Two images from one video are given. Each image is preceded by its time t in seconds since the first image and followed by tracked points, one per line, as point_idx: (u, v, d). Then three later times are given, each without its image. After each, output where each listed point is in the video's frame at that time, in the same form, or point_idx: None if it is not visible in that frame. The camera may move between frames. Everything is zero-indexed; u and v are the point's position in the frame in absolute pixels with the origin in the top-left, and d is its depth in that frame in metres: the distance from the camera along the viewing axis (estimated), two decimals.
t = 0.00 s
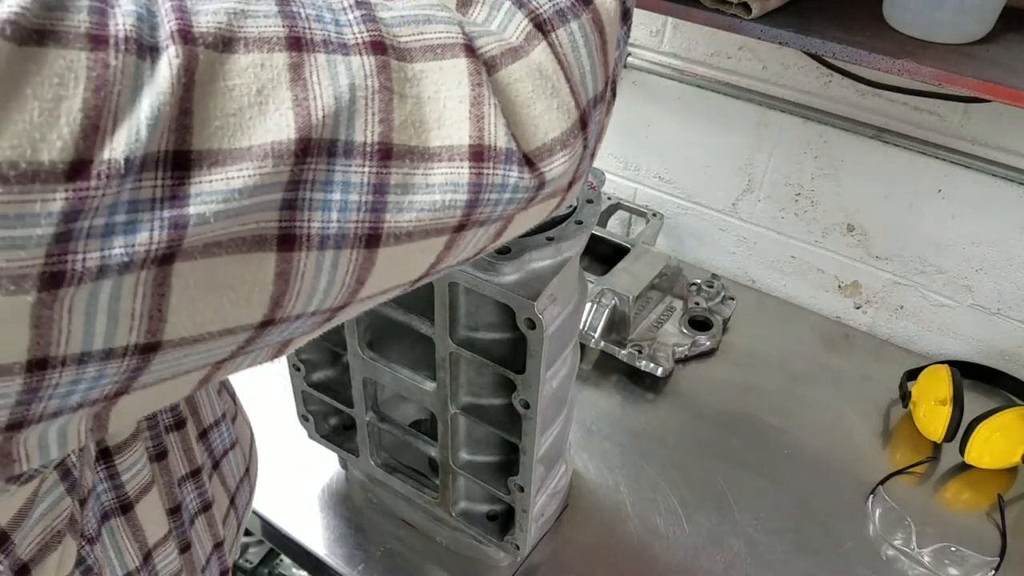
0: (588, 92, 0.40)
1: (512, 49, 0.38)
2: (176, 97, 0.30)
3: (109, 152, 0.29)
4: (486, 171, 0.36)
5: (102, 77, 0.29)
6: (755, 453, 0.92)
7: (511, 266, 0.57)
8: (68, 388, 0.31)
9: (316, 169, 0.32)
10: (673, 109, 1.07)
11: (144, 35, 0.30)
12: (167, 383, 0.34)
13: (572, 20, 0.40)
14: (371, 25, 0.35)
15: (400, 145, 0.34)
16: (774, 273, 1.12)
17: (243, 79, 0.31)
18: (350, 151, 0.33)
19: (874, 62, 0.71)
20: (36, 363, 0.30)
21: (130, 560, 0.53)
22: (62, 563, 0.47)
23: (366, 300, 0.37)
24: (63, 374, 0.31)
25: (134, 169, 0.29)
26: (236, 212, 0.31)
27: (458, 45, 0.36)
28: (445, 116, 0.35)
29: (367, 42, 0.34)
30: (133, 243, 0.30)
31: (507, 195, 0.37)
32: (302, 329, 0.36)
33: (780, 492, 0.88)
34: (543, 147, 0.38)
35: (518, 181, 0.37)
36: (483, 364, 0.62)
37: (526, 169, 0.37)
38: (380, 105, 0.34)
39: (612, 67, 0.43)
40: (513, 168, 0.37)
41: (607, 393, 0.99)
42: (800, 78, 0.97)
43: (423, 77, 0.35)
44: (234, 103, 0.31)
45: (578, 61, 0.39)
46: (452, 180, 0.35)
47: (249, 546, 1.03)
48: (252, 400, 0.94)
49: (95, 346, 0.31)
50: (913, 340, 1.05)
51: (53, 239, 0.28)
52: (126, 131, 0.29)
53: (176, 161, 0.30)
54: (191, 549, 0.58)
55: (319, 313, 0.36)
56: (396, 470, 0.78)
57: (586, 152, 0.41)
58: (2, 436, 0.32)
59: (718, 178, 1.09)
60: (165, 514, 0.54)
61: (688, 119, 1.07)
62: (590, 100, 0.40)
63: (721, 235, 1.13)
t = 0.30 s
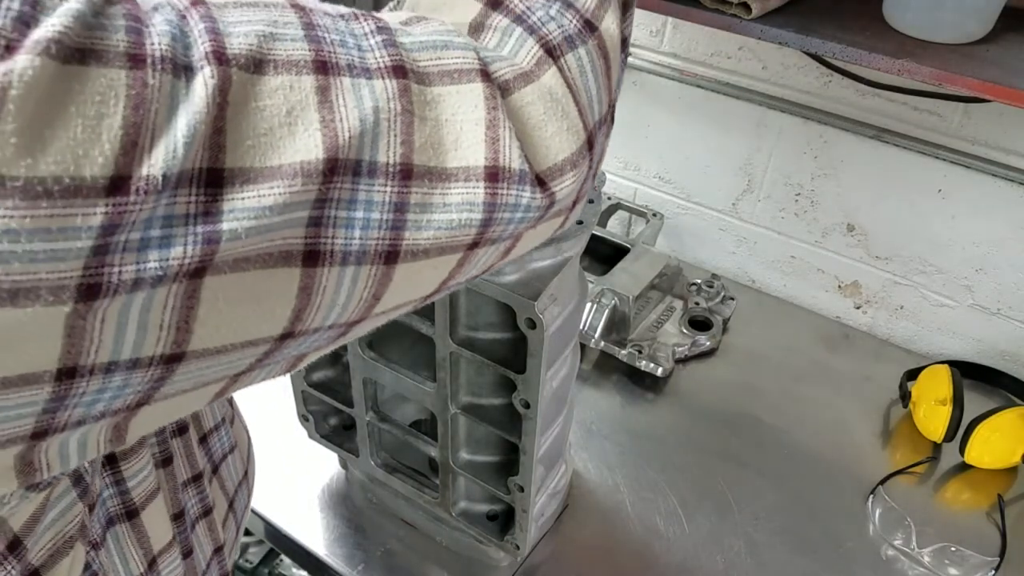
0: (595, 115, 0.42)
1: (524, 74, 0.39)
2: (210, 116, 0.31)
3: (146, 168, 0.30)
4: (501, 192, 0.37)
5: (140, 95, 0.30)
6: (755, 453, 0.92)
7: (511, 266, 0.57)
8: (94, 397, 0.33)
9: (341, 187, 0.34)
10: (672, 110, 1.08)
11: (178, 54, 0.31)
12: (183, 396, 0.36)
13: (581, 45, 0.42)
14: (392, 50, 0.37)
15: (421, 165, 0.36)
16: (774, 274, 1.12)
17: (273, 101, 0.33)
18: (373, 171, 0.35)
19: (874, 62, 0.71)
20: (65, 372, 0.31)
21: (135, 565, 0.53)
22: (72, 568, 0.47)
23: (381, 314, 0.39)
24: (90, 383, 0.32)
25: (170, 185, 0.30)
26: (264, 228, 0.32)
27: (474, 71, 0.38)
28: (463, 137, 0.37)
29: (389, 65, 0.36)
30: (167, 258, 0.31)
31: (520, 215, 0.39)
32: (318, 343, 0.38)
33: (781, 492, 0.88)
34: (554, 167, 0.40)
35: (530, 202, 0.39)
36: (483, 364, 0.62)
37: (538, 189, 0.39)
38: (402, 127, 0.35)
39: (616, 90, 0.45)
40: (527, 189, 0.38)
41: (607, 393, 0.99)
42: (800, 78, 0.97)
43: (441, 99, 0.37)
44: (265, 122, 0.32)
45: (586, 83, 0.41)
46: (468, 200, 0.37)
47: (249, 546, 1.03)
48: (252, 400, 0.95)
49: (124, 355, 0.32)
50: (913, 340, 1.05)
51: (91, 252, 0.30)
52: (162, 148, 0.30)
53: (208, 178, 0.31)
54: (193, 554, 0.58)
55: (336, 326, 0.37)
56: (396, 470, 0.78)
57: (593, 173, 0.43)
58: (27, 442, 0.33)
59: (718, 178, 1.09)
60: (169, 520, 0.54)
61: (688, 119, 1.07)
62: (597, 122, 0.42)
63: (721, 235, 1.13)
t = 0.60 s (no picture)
0: (597, 163, 0.44)
1: (535, 121, 0.41)
2: (226, 135, 0.32)
3: (157, 178, 0.31)
4: (508, 231, 0.39)
5: (157, 109, 0.31)
6: (757, 454, 0.92)
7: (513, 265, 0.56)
8: (90, 401, 0.33)
9: (350, 216, 0.35)
10: (673, 108, 1.07)
11: (199, 74, 0.32)
12: (184, 414, 0.37)
13: (585, 97, 0.44)
14: (411, 90, 0.38)
15: (430, 200, 0.37)
16: (775, 274, 1.11)
17: (289, 126, 0.34)
18: (384, 203, 0.36)
19: (876, 61, 0.70)
20: (64, 374, 0.32)
21: (122, 568, 0.52)
22: (61, 569, 0.47)
23: (385, 349, 0.40)
24: (87, 387, 0.33)
25: (180, 198, 0.31)
26: (269, 248, 0.33)
27: (490, 113, 0.39)
28: (473, 176, 0.38)
29: (407, 103, 0.37)
30: (171, 269, 0.32)
31: (525, 255, 0.40)
32: (320, 373, 0.39)
33: (782, 493, 0.87)
34: (562, 212, 0.41)
35: (536, 242, 0.40)
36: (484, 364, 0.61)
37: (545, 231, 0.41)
38: (415, 162, 0.37)
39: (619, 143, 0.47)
40: (532, 230, 0.40)
41: (607, 394, 0.98)
42: (802, 76, 0.97)
43: (455, 138, 0.39)
44: (280, 146, 0.34)
45: (590, 138, 0.44)
46: (475, 237, 0.38)
47: (247, 548, 1.02)
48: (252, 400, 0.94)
49: (122, 362, 0.33)
50: (915, 341, 1.04)
51: (96, 256, 0.30)
52: (175, 160, 0.31)
53: (218, 194, 0.32)
54: (180, 560, 0.57)
55: (337, 356, 0.38)
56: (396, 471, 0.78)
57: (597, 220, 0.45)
58: (22, 443, 0.33)
59: (720, 178, 1.08)
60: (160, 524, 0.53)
61: (689, 119, 1.07)
62: (599, 171, 0.44)
63: (722, 235, 1.13)
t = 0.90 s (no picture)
0: (561, 247, 0.43)
1: (508, 202, 0.40)
2: (202, 189, 0.32)
3: (127, 220, 0.31)
4: (472, 305, 0.39)
5: (135, 153, 0.31)
6: (756, 455, 0.91)
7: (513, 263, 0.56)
8: (41, 426, 0.34)
9: (317, 278, 0.35)
10: (673, 108, 1.07)
11: (183, 125, 0.33)
12: (136, 452, 0.37)
13: (554, 183, 0.43)
14: (394, 161, 0.38)
15: (400, 269, 0.37)
16: (774, 274, 1.11)
17: (269, 186, 0.34)
18: (353, 268, 0.36)
19: (876, 61, 0.70)
20: (17, 398, 0.32)
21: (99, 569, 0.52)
22: (33, 569, 0.48)
23: (340, 412, 0.40)
24: (39, 411, 0.33)
25: (147, 242, 0.32)
26: (228, 302, 0.34)
27: (468, 191, 0.39)
28: (445, 249, 0.38)
29: (388, 175, 0.37)
30: (128, 311, 0.32)
31: (488, 331, 0.40)
32: (274, 430, 0.39)
33: (782, 494, 0.87)
34: (528, 289, 0.41)
35: (499, 318, 0.40)
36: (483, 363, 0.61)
37: (510, 308, 0.40)
38: (389, 231, 0.37)
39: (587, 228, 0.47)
40: (496, 308, 0.40)
41: (608, 394, 0.98)
42: (802, 76, 0.97)
43: (432, 214, 0.38)
44: (255, 205, 0.34)
45: (556, 223, 0.43)
46: (439, 307, 0.38)
47: (247, 548, 1.01)
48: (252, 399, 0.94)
49: (74, 394, 0.33)
50: (915, 341, 1.04)
51: (55, 288, 0.31)
52: (148, 203, 0.31)
53: (187, 242, 0.33)
54: (163, 561, 0.56)
55: (290, 415, 0.39)
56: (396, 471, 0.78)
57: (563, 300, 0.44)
58: None
59: (719, 177, 1.08)
60: (140, 533, 0.53)
61: (689, 119, 1.07)
62: (565, 255, 0.44)
63: (722, 235, 1.12)
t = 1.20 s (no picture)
0: (511, 341, 0.43)
1: (464, 292, 0.41)
2: (150, 245, 0.34)
3: (65, 262, 0.33)
4: (407, 390, 0.40)
5: (86, 200, 0.33)
6: (756, 455, 0.91)
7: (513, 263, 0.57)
8: None
9: (249, 347, 0.36)
10: (673, 108, 1.07)
11: (145, 179, 0.34)
12: (57, 477, 0.38)
13: (510, 281, 0.43)
14: (354, 245, 0.39)
15: (338, 347, 0.38)
16: (774, 274, 1.11)
17: (218, 252, 0.35)
18: (288, 342, 0.37)
19: (877, 61, 0.70)
20: None
21: (77, 560, 0.52)
22: None
23: (259, 482, 0.40)
24: None
25: (82, 288, 0.33)
26: (153, 358, 0.35)
27: (422, 280, 0.40)
28: (388, 333, 0.39)
29: (346, 257, 0.38)
30: (54, 352, 0.33)
31: (421, 419, 0.41)
32: (189, 488, 0.39)
33: (781, 494, 0.87)
34: (472, 381, 0.42)
35: (432, 406, 0.40)
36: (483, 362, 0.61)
37: (445, 397, 0.41)
38: (334, 310, 0.38)
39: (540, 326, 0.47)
40: (430, 395, 0.40)
41: (608, 394, 0.98)
42: (801, 76, 0.97)
43: (385, 300, 0.39)
44: (203, 269, 0.35)
45: (507, 316, 0.43)
46: (372, 390, 0.39)
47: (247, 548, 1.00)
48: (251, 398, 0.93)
49: None
50: (915, 341, 1.04)
51: None
52: (88, 250, 0.33)
53: (125, 294, 0.34)
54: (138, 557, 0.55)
55: (211, 478, 0.39)
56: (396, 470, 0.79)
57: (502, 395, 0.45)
58: None
59: (720, 177, 1.08)
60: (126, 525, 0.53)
61: (689, 118, 1.07)
62: (512, 350, 0.44)
63: (722, 235, 1.12)
